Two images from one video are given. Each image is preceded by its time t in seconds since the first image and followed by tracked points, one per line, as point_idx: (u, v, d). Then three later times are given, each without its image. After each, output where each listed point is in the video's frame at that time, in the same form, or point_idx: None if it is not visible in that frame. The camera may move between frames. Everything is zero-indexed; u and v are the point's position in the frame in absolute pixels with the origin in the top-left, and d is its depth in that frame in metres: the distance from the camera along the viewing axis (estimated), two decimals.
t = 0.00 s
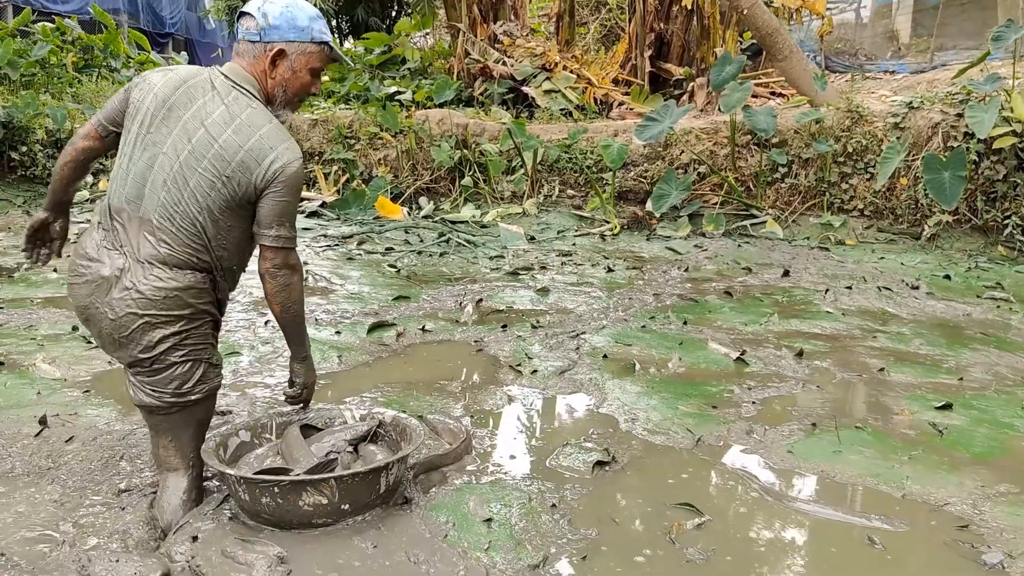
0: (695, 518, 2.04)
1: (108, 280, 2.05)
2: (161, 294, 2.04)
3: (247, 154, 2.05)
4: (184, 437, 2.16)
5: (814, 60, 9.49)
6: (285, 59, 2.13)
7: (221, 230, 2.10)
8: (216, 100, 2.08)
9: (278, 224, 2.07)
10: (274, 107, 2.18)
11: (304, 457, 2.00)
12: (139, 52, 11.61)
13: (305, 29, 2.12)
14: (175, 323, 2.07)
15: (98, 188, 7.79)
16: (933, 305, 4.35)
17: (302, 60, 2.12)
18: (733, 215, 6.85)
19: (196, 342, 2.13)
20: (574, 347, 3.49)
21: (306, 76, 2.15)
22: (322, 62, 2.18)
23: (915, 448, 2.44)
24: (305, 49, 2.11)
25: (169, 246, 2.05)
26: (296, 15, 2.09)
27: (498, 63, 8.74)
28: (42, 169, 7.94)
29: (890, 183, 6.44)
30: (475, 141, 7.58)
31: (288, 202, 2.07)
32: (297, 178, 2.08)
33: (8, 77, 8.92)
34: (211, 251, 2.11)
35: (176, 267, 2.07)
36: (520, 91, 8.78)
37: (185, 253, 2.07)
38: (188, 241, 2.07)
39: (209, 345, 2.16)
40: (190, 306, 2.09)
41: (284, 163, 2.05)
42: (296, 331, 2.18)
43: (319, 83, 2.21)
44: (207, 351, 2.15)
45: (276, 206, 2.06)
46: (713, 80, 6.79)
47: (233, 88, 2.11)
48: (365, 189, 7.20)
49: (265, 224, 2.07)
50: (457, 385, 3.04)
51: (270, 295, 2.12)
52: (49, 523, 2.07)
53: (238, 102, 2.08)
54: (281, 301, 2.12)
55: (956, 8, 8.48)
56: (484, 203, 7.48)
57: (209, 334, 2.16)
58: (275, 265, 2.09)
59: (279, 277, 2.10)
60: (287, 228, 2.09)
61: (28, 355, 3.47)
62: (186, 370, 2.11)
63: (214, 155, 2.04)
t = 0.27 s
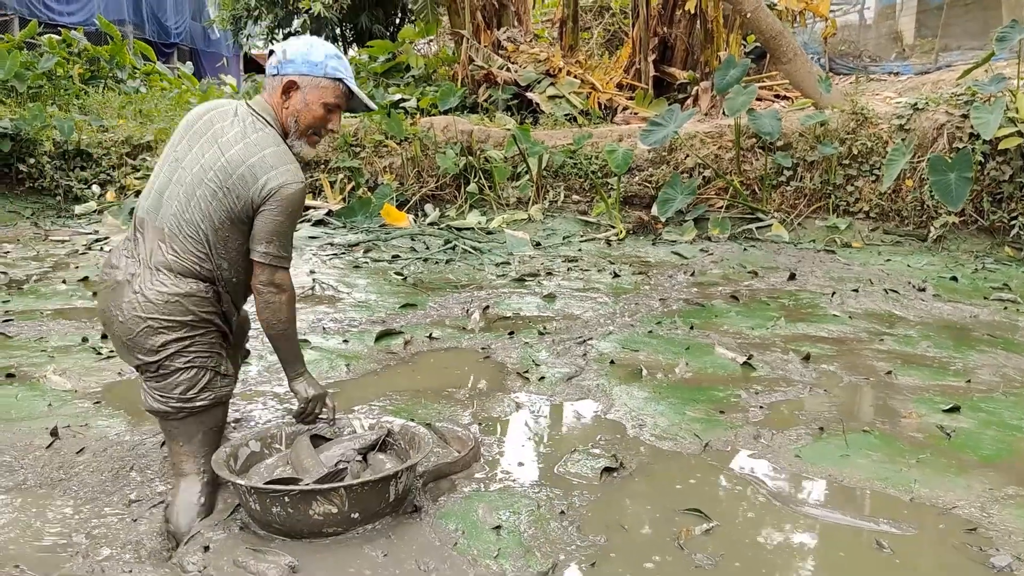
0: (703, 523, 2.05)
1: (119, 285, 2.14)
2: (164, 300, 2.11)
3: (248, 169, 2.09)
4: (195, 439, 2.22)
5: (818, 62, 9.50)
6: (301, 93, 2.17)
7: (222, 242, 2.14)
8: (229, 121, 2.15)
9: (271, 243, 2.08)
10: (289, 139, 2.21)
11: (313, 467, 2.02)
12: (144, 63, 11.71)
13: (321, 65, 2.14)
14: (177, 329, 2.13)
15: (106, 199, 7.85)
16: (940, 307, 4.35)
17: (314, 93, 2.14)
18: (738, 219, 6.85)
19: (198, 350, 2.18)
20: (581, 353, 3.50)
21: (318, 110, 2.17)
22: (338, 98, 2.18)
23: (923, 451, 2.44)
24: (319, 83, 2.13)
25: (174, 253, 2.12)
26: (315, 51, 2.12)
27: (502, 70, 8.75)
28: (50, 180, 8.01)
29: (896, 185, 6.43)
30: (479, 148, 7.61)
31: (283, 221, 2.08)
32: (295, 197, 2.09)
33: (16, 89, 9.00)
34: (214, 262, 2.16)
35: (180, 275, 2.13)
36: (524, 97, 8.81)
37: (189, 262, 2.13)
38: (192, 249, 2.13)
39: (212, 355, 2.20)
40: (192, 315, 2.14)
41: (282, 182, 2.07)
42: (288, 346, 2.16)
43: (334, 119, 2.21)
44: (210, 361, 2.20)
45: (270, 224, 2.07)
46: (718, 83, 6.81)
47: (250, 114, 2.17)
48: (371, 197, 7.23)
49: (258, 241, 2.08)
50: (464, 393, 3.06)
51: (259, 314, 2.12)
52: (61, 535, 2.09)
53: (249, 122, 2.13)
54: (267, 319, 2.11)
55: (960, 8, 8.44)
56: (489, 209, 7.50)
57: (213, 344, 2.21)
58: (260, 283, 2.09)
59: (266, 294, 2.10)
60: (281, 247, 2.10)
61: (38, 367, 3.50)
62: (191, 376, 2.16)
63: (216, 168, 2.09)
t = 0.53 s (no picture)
0: (707, 527, 2.08)
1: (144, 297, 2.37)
2: (181, 308, 2.32)
3: (267, 195, 2.34)
4: (210, 443, 2.34)
5: (823, 63, 9.50)
6: (321, 139, 2.39)
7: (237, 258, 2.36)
8: (258, 159, 2.43)
9: (285, 259, 2.27)
10: (310, 180, 2.44)
11: (323, 475, 2.07)
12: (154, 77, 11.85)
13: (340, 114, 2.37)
14: (191, 336, 2.32)
15: (117, 212, 7.95)
16: (946, 308, 4.35)
17: (332, 139, 2.36)
18: (745, 222, 6.86)
19: (207, 358, 2.34)
20: (587, 359, 3.53)
21: (336, 153, 2.38)
22: (355, 144, 2.40)
23: (926, 452, 2.46)
24: (337, 129, 2.35)
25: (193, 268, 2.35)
26: (335, 102, 2.36)
27: (508, 77, 8.76)
28: (63, 195, 8.12)
29: (902, 186, 6.43)
30: (486, 156, 7.67)
31: (295, 240, 2.29)
32: (308, 220, 2.32)
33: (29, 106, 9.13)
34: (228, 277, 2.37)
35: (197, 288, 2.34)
36: (530, 103, 8.85)
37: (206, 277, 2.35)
38: (209, 265, 2.35)
39: (221, 364, 2.37)
40: (206, 324, 2.33)
41: (296, 206, 2.31)
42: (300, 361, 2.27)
43: (351, 163, 2.42)
44: (221, 370, 2.36)
45: (282, 240, 2.29)
46: (722, 88, 6.85)
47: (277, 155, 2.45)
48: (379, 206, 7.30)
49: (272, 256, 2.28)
50: (472, 400, 3.09)
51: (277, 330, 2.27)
52: (79, 546, 2.15)
53: (275, 158, 2.40)
54: (282, 334, 2.26)
55: (964, 8, 8.29)
56: (497, 216, 7.55)
57: (223, 355, 2.38)
58: (277, 300, 2.26)
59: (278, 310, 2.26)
60: (293, 263, 2.28)
61: (54, 381, 3.57)
62: (200, 382, 2.32)
63: (237, 193, 2.35)
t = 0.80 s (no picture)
0: (705, 530, 2.10)
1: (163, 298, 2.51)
2: (196, 304, 2.45)
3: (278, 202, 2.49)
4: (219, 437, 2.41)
5: (825, 63, 9.49)
6: (326, 153, 2.55)
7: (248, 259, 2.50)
8: (270, 174, 2.60)
9: (294, 258, 2.41)
10: (320, 194, 2.58)
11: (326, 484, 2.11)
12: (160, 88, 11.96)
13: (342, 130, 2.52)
14: (203, 331, 2.43)
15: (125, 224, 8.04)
16: (949, 307, 4.36)
17: (336, 152, 2.51)
18: (748, 223, 6.87)
19: (219, 354, 2.45)
20: (589, 364, 3.56)
21: (340, 165, 2.52)
22: (358, 156, 2.54)
23: (926, 452, 2.47)
24: (339, 143, 2.50)
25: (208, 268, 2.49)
26: (337, 120, 2.52)
27: (510, 82, 8.81)
28: (71, 208, 8.21)
29: (904, 184, 6.43)
30: (489, 161, 7.71)
31: (304, 241, 2.43)
32: (316, 223, 2.46)
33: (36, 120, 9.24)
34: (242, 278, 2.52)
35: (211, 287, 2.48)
36: (532, 108, 8.88)
37: (220, 277, 2.49)
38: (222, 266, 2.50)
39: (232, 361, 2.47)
40: (219, 320, 2.45)
41: (304, 210, 2.46)
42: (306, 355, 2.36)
43: (356, 175, 2.56)
44: (230, 365, 2.46)
45: (290, 239, 2.43)
46: (723, 90, 6.87)
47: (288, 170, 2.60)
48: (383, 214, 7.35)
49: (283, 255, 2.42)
50: (474, 407, 3.12)
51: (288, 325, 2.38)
52: (88, 557, 2.19)
53: (285, 172, 2.57)
54: (293, 328, 2.37)
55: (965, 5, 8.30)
56: (500, 222, 7.58)
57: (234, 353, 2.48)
58: (288, 296, 2.38)
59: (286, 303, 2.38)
60: (301, 262, 2.41)
61: (63, 394, 3.62)
62: (211, 376, 2.42)
63: (249, 200, 2.51)
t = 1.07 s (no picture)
0: (699, 535, 2.12)
1: (169, 300, 2.59)
2: (203, 301, 2.53)
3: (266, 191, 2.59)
4: (257, 416, 2.60)
5: (822, 67, 9.54)
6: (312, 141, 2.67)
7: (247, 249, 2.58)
8: (258, 168, 2.70)
9: (279, 243, 2.51)
10: (308, 181, 2.69)
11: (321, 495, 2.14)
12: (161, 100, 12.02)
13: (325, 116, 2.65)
14: (216, 323, 2.53)
15: (127, 236, 8.08)
16: (946, 309, 4.37)
17: (321, 137, 2.63)
18: (746, 228, 6.89)
19: (235, 343, 2.55)
20: (586, 370, 3.58)
21: (327, 150, 2.65)
22: (342, 139, 2.67)
23: (920, 455, 2.48)
24: (323, 129, 2.63)
25: (210, 264, 2.58)
26: (318, 106, 2.65)
27: (509, 90, 8.85)
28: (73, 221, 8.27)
29: (902, 187, 6.45)
30: (488, 169, 7.74)
31: (289, 226, 2.53)
32: (301, 208, 2.56)
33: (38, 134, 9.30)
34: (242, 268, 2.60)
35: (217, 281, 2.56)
36: (531, 116, 8.91)
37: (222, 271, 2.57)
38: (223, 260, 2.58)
39: (248, 347, 2.57)
40: (229, 310, 2.54)
41: (290, 196, 2.56)
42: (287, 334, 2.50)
43: (343, 157, 2.68)
44: (249, 349, 2.57)
45: (279, 227, 2.53)
46: (719, 95, 6.87)
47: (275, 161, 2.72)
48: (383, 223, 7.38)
49: (270, 241, 2.52)
50: (471, 415, 3.14)
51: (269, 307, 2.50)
52: (86, 569, 2.21)
53: (271, 164, 2.67)
54: (272, 311, 2.48)
55: (962, 8, 8.36)
56: (500, 229, 7.61)
57: (251, 337, 2.60)
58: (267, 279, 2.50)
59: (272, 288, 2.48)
60: (288, 247, 2.52)
61: (64, 407, 3.65)
62: (230, 365, 2.53)
63: (240, 194, 2.60)
